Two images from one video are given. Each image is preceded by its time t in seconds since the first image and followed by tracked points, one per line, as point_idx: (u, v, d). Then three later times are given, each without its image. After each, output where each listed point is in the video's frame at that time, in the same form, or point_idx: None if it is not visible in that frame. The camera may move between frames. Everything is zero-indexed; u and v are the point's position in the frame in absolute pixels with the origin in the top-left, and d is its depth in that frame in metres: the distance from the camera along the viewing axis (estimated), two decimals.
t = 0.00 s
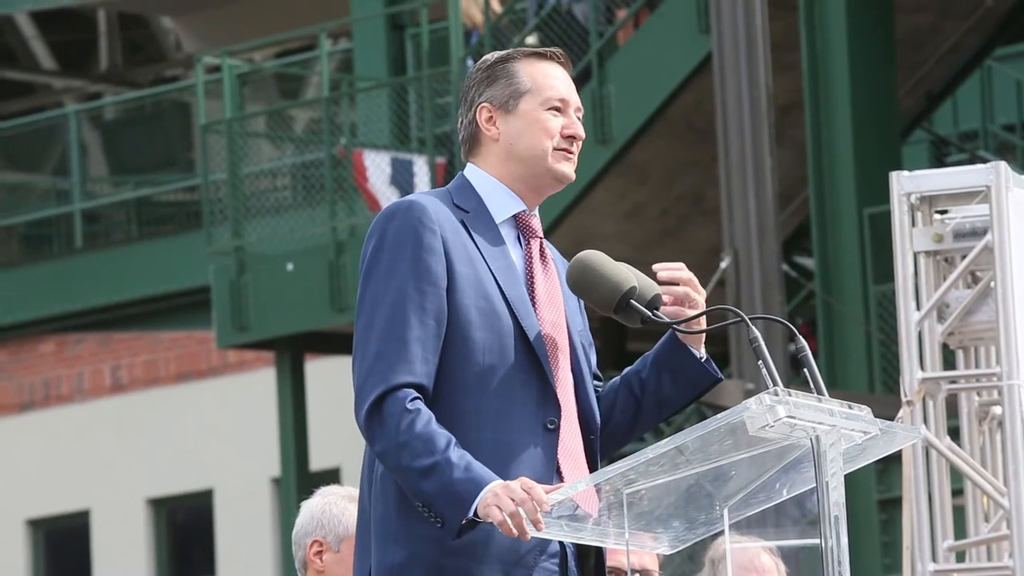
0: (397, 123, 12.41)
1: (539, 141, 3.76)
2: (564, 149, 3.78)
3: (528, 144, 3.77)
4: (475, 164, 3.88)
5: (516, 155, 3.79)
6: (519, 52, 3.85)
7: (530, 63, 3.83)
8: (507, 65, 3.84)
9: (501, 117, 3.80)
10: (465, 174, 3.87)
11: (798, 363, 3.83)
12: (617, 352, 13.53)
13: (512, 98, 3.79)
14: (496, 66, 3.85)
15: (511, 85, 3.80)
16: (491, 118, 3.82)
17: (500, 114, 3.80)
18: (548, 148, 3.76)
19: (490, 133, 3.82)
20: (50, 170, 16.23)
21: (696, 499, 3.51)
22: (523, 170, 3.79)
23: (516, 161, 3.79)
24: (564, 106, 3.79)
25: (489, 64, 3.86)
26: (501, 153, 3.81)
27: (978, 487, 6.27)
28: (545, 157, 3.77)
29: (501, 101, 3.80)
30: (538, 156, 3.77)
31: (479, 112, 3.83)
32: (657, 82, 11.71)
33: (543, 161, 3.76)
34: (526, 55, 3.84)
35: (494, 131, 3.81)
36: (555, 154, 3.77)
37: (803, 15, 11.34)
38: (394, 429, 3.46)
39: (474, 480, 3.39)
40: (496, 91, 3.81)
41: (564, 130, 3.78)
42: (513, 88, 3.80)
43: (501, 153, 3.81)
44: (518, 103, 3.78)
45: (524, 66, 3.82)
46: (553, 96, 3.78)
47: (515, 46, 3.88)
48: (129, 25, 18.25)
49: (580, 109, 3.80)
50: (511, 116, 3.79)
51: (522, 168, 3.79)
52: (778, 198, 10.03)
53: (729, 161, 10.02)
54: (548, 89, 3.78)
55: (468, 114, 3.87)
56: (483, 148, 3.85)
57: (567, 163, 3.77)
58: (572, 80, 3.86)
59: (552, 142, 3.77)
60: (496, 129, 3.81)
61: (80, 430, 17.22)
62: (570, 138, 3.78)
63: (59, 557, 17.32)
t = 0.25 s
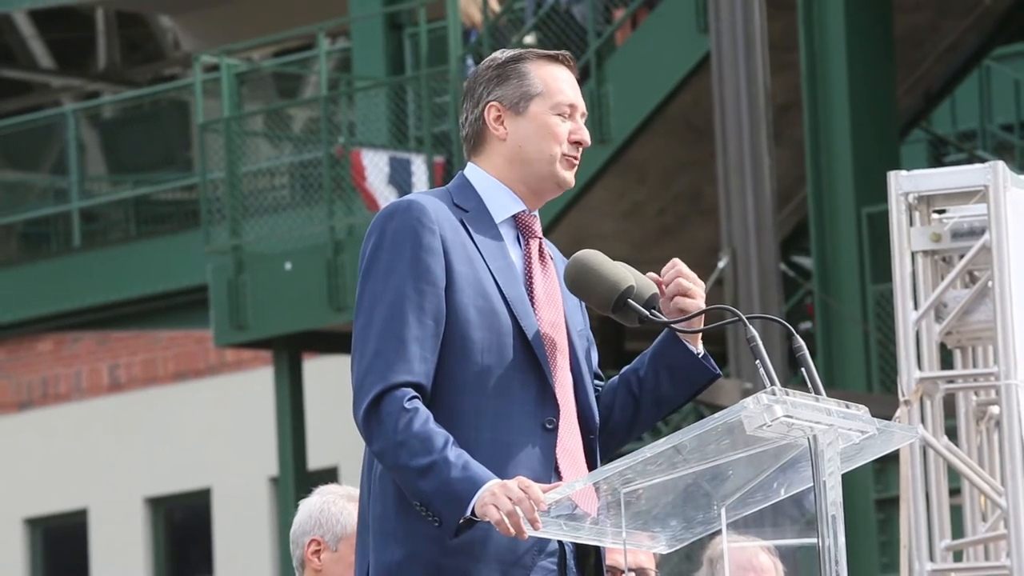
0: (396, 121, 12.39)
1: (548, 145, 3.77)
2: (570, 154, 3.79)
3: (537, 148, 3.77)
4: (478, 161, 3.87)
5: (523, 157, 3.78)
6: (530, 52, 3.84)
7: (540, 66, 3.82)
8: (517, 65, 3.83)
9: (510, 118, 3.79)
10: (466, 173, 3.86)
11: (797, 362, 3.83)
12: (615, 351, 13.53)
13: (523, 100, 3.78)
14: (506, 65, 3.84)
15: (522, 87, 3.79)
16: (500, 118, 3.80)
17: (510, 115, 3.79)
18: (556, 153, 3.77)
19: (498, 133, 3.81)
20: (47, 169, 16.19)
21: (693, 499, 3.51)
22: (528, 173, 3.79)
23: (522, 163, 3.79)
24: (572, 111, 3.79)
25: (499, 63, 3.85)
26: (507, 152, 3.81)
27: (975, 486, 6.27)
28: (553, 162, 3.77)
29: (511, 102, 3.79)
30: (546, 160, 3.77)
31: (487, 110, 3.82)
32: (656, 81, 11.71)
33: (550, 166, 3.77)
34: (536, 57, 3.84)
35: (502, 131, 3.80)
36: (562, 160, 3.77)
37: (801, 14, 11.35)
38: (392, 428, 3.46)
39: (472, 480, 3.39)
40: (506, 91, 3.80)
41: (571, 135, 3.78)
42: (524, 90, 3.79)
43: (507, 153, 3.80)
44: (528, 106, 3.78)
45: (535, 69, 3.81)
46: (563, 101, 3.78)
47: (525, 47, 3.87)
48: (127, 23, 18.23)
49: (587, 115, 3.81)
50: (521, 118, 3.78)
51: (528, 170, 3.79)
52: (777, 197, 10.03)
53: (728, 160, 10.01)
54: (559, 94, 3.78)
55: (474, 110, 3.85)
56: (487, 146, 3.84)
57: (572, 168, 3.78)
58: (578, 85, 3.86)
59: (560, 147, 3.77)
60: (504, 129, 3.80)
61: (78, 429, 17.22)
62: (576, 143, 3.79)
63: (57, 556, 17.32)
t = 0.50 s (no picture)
0: (395, 119, 12.38)
1: (559, 153, 3.77)
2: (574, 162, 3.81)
3: (548, 154, 3.77)
4: (481, 156, 3.85)
5: (534, 161, 3.78)
6: (550, 57, 3.84)
7: (560, 72, 3.82)
8: (536, 69, 3.82)
9: (526, 120, 3.78)
10: (468, 170, 3.85)
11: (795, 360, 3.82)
12: (613, 349, 13.54)
13: (542, 105, 3.77)
14: (527, 67, 3.82)
15: (542, 92, 3.78)
16: (515, 119, 3.79)
17: (526, 118, 3.78)
18: (565, 161, 3.78)
19: (511, 134, 3.79)
20: (46, 165, 16.16)
21: (691, 496, 3.50)
22: (535, 176, 3.79)
23: (532, 167, 3.79)
24: (585, 120, 3.80)
25: (520, 63, 3.83)
26: (517, 154, 3.80)
27: (973, 485, 6.28)
28: (562, 170, 3.78)
29: (529, 105, 3.77)
30: (556, 168, 3.78)
31: (504, 110, 3.80)
32: (655, 79, 11.71)
33: (558, 174, 3.78)
34: (557, 62, 3.83)
35: (515, 132, 3.79)
36: (568, 168, 3.79)
37: (801, 13, 11.34)
38: (390, 425, 3.46)
39: (471, 476, 3.39)
40: (525, 94, 3.78)
41: (580, 145, 3.80)
42: (544, 96, 3.78)
43: (517, 154, 3.80)
44: (546, 112, 3.77)
45: (554, 75, 3.81)
46: (579, 111, 3.79)
47: (543, 50, 3.86)
48: (127, 20, 18.22)
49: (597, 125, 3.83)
50: (537, 122, 3.77)
51: (536, 174, 3.79)
52: (776, 196, 10.03)
53: (727, 159, 10.01)
54: (576, 104, 3.79)
55: (489, 103, 3.83)
56: (495, 143, 3.82)
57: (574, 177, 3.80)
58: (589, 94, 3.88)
59: (568, 154, 3.79)
60: (518, 130, 3.78)
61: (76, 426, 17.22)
62: (583, 153, 3.81)
63: (55, 552, 17.33)
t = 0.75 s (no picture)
0: (389, 117, 12.38)
1: (546, 144, 3.77)
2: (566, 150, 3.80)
3: (536, 146, 3.77)
4: (472, 155, 3.86)
5: (523, 156, 3.79)
6: (526, 48, 3.84)
7: (536, 62, 3.82)
8: (513, 63, 3.82)
9: (509, 117, 3.78)
10: (461, 168, 3.85)
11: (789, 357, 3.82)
12: (606, 346, 13.56)
13: (522, 98, 3.77)
14: (504, 62, 3.83)
15: (519, 85, 3.79)
16: (498, 117, 3.80)
17: (508, 113, 3.78)
18: (554, 151, 3.77)
19: (496, 132, 3.80)
20: (41, 162, 16.15)
21: (685, 493, 3.50)
22: (527, 171, 3.79)
23: (522, 162, 3.79)
24: (569, 107, 3.80)
25: (496, 59, 3.84)
26: (506, 151, 3.80)
27: (967, 482, 6.29)
28: (552, 160, 3.78)
29: (510, 100, 3.78)
30: (545, 159, 3.78)
31: (485, 109, 3.81)
32: (650, 76, 11.71)
33: (548, 165, 3.78)
34: (532, 53, 3.83)
35: (500, 130, 3.79)
36: (559, 158, 3.78)
37: (795, 11, 11.35)
38: (385, 422, 3.46)
39: (465, 474, 3.39)
40: (504, 90, 3.79)
41: (568, 131, 3.79)
42: (522, 88, 3.78)
43: (506, 152, 3.80)
44: (528, 104, 3.77)
45: (530, 66, 3.81)
46: (561, 99, 3.79)
47: (519, 43, 3.86)
48: (121, 16, 18.36)
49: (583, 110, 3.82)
50: (520, 116, 3.78)
51: (527, 169, 3.79)
52: (770, 193, 10.04)
53: (721, 156, 10.01)
54: (557, 92, 3.79)
55: (470, 106, 3.84)
56: (484, 144, 3.83)
57: (567, 165, 3.79)
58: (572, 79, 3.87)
59: (557, 144, 3.78)
60: (503, 127, 3.79)
61: (71, 423, 17.22)
62: (573, 139, 3.80)
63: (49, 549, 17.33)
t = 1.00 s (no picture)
0: (382, 113, 12.36)
1: (524, 133, 3.78)
2: (547, 135, 3.81)
3: (513, 137, 3.78)
4: (455, 154, 3.87)
5: (503, 149, 3.80)
6: (486, 42, 3.86)
7: (500, 53, 3.84)
8: (478, 58, 3.85)
9: (483, 114, 3.80)
10: (447, 167, 3.86)
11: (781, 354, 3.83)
12: (599, 343, 13.55)
13: (491, 93, 3.79)
14: (468, 60, 3.85)
15: (487, 79, 3.81)
16: (472, 115, 3.82)
17: (481, 110, 3.80)
18: (533, 138, 3.78)
19: (473, 130, 3.82)
20: (34, 158, 16.13)
21: (678, 490, 3.50)
22: (510, 163, 3.80)
23: (503, 155, 3.80)
24: (541, 91, 3.81)
25: (459, 59, 3.87)
26: (486, 148, 3.82)
27: (960, 478, 6.29)
28: (532, 149, 3.78)
29: (480, 97, 3.80)
30: (524, 147, 3.78)
31: (458, 109, 3.83)
32: (643, 73, 11.71)
33: (528, 154, 3.78)
34: (495, 45, 3.86)
35: (477, 128, 3.82)
36: (540, 144, 3.79)
37: (788, 8, 11.37)
38: (376, 422, 3.46)
39: (457, 473, 3.39)
40: (473, 87, 3.81)
41: (545, 115, 3.80)
42: (491, 82, 3.80)
43: (485, 148, 3.82)
44: (498, 97, 3.79)
45: (495, 58, 3.83)
46: (531, 85, 3.80)
47: (481, 37, 3.89)
48: (113, 14, 18.32)
49: (556, 93, 3.83)
50: (493, 111, 3.79)
51: (509, 161, 3.80)
52: (762, 190, 10.04)
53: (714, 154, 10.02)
54: (526, 79, 3.80)
55: (444, 110, 3.86)
56: (463, 143, 3.85)
57: (551, 150, 3.80)
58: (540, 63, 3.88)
59: (536, 130, 3.79)
60: (479, 125, 3.81)
61: (65, 420, 17.21)
62: (552, 122, 3.81)
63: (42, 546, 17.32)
